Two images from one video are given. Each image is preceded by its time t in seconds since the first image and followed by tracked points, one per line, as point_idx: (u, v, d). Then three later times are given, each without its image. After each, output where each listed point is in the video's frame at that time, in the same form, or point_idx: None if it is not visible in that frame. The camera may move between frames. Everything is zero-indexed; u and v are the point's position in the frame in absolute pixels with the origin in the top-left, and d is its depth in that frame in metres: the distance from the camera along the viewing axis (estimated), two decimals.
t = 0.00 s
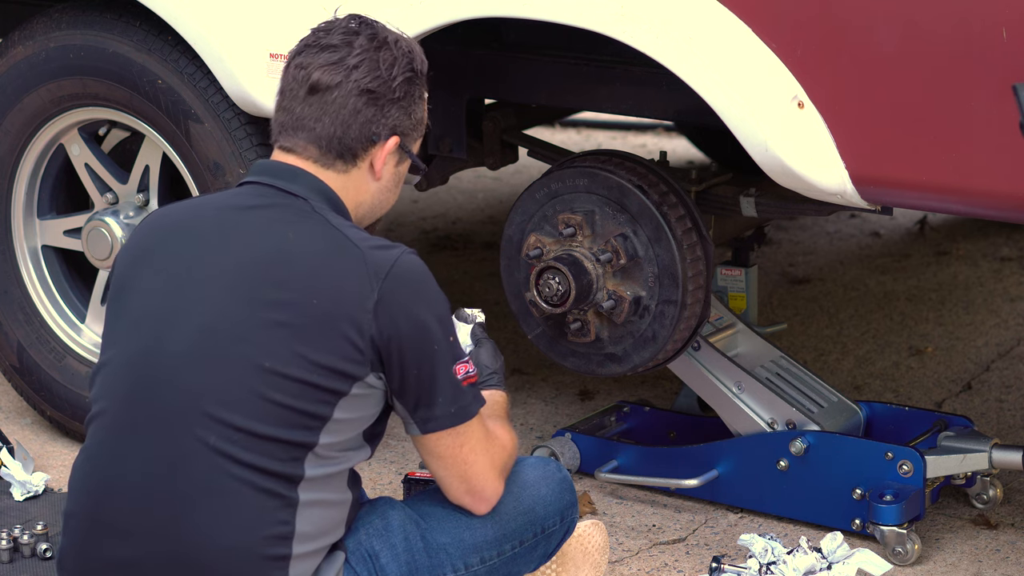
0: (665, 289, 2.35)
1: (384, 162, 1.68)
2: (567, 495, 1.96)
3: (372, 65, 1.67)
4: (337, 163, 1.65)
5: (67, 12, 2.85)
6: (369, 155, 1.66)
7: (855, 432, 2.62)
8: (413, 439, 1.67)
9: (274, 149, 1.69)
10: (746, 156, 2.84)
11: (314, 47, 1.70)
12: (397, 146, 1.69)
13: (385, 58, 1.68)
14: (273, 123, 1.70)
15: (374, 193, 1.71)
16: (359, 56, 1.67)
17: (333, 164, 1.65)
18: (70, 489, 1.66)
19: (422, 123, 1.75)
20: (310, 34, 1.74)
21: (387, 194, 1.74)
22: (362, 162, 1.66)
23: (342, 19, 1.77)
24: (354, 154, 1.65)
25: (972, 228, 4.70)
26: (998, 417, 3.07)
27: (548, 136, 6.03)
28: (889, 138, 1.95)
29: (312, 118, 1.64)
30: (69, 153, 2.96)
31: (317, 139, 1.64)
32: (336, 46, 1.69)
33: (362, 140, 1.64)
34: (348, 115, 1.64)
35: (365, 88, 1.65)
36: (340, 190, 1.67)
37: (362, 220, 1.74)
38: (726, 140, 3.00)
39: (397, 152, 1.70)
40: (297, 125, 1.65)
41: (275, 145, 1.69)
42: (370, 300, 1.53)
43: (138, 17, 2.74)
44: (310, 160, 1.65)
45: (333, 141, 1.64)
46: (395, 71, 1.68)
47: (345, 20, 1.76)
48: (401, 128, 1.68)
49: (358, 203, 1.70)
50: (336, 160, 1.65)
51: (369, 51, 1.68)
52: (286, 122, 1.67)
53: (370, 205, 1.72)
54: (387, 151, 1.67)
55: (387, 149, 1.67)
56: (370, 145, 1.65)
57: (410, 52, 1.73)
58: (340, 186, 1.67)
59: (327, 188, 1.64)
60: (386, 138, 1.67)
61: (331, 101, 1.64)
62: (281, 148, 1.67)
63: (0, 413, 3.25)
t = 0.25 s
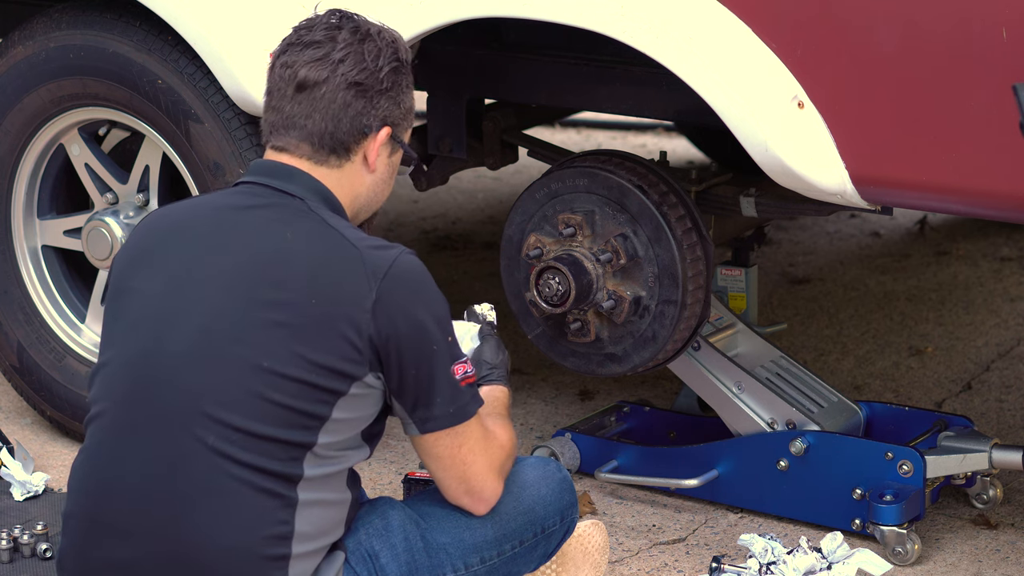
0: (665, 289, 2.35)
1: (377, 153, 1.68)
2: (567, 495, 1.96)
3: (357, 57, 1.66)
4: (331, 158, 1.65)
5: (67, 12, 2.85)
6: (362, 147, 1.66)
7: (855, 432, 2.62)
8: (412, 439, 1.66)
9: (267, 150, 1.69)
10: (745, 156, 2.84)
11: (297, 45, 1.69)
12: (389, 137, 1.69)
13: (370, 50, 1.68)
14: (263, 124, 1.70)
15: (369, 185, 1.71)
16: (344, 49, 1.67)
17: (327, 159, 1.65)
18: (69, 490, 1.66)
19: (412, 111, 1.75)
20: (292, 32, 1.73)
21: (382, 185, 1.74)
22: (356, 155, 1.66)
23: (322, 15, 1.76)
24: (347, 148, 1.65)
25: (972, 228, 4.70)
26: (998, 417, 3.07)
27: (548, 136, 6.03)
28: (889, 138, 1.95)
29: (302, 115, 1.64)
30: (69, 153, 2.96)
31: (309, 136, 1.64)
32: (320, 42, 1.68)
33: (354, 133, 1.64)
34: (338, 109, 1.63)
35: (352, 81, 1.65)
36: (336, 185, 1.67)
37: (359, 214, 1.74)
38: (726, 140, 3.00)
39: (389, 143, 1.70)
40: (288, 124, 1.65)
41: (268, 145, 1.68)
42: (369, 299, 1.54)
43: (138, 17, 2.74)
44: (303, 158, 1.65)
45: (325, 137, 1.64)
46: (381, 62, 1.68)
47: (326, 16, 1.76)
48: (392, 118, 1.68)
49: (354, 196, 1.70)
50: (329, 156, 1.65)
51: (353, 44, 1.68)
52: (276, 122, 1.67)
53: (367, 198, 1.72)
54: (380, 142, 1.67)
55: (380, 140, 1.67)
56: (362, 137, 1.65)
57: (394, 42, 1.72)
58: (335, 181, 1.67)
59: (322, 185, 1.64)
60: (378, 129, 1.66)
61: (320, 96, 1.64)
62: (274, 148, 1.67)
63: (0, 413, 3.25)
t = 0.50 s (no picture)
0: (665, 289, 2.35)
1: (372, 146, 1.69)
2: (567, 495, 1.96)
3: (344, 51, 1.67)
4: (325, 154, 1.65)
5: (67, 12, 2.85)
6: (356, 141, 1.66)
7: (855, 432, 2.62)
8: (412, 439, 1.66)
9: (261, 151, 1.69)
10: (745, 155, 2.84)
11: (283, 44, 1.69)
12: (383, 128, 1.69)
13: (356, 43, 1.68)
14: (256, 126, 1.70)
15: (365, 180, 1.71)
16: (330, 45, 1.67)
17: (322, 156, 1.65)
18: (69, 490, 1.66)
19: (404, 102, 1.75)
20: (278, 33, 1.73)
21: (380, 179, 1.74)
22: (349, 150, 1.66)
23: (305, 13, 1.77)
24: (341, 144, 1.65)
25: (972, 228, 4.70)
26: (998, 417, 3.07)
27: (548, 136, 6.03)
28: (888, 137, 1.95)
29: (293, 114, 1.64)
30: (69, 153, 2.96)
31: (302, 134, 1.64)
32: (305, 39, 1.69)
33: (346, 127, 1.64)
34: (328, 105, 1.63)
35: (340, 76, 1.65)
36: (332, 180, 1.67)
37: (359, 209, 1.73)
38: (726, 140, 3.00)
39: (383, 135, 1.70)
40: (279, 123, 1.65)
41: (262, 146, 1.69)
42: (369, 299, 1.54)
43: (138, 17, 2.74)
44: (297, 157, 1.65)
45: (318, 133, 1.64)
46: (368, 54, 1.68)
47: (309, 13, 1.76)
48: (383, 109, 1.68)
49: (352, 191, 1.69)
50: (323, 152, 1.65)
51: (338, 38, 1.68)
52: (268, 123, 1.67)
53: (364, 193, 1.72)
54: (373, 134, 1.67)
55: (373, 132, 1.67)
56: (355, 131, 1.65)
57: (379, 33, 1.72)
58: (330, 177, 1.67)
59: (316, 182, 1.65)
60: (371, 121, 1.67)
61: (309, 93, 1.64)
62: (269, 148, 1.67)
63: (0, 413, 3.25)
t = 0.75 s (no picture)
0: (665, 289, 2.35)
1: (371, 144, 1.69)
2: (567, 495, 1.96)
3: (340, 50, 1.67)
4: (324, 154, 1.65)
5: (68, 12, 2.85)
6: (355, 139, 1.67)
7: (855, 432, 2.62)
8: (411, 440, 1.67)
9: (260, 151, 1.69)
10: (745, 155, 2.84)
11: (280, 45, 1.70)
12: (381, 126, 1.70)
13: (352, 42, 1.69)
14: (254, 127, 1.70)
15: (364, 178, 1.71)
16: (326, 44, 1.67)
17: (321, 156, 1.65)
18: (69, 491, 1.66)
19: (401, 100, 1.76)
20: (273, 33, 1.73)
21: (378, 176, 1.75)
22: (348, 148, 1.67)
23: (300, 14, 1.77)
24: (340, 143, 1.65)
25: (972, 228, 4.70)
26: (998, 417, 3.07)
27: (548, 136, 6.03)
28: (888, 137, 1.95)
29: (291, 114, 1.64)
30: (69, 153, 2.96)
31: (301, 134, 1.64)
32: (301, 39, 1.68)
33: (345, 126, 1.65)
34: (326, 104, 1.63)
35: (338, 74, 1.65)
36: (332, 179, 1.67)
37: (358, 207, 1.74)
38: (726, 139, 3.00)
39: (382, 132, 1.71)
40: (278, 123, 1.65)
41: (261, 147, 1.68)
42: (368, 300, 1.54)
43: (138, 17, 2.74)
44: (297, 157, 1.65)
45: (317, 132, 1.64)
46: (364, 53, 1.68)
47: (304, 14, 1.76)
48: (381, 107, 1.69)
49: (351, 189, 1.70)
50: (322, 151, 1.65)
51: (335, 37, 1.68)
52: (266, 123, 1.67)
53: (363, 190, 1.72)
54: (372, 131, 1.68)
55: (372, 130, 1.68)
56: (354, 129, 1.66)
57: (375, 32, 1.73)
58: (330, 176, 1.67)
59: (316, 182, 1.64)
60: (369, 120, 1.67)
61: (307, 92, 1.64)
62: (267, 148, 1.67)
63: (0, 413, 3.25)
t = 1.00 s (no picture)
0: (665, 289, 2.35)
1: (372, 144, 1.69)
2: (567, 495, 1.96)
3: (341, 50, 1.67)
4: (325, 154, 1.65)
5: (68, 12, 2.85)
6: (356, 140, 1.67)
7: (855, 432, 2.62)
8: (412, 440, 1.67)
9: (260, 151, 1.69)
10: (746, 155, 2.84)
11: (280, 45, 1.69)
12: (382, 126, 1.70)
13: (353, 43, 1.68)
14: (255, 127, 1.70)
15: (365, 178, 1.71)
16: (327, 45, 1.67)
17: (321, 156, 1.65)
18: (68, 491, 1.66)
19: (403, 100, 1.76)
20: (275, 34, 1.73)
21: (379, 177, 1.75)
22: (349, 149, 1.67)
23: (301, 14, 1.76)
24: (340, 143, 1.65)
25: (972, 228, 4.70)
26: (998, 417, 3.07)
27: (548, 136, 6.03)
28: (888, 137, 1.95)
29: (292, 114, 1.64)
30: (69, 153, 2.96)
31: (301, 135, 1.64)
32: (302, 40, 1.68)
33: (346, 126, 1.65)
34: (327, 104, 1.63)
35: (338, 75, 1.65)
36: (333, 179, 1.67)
37: (359, 207, 1.74)
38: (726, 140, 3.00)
39: (383, 133, 1.71)
40: (279, 124, 1.66)
41: (262, 147, 1.69)
42: (368, 300, 1.54)
43: (138, 17, 2.74)
44: (297, 157, 1.65)
45: (317, 133, 1.64)
46: (365, 53, 1.68)
47: (305, 14, 1.76)
48: (382, 108, 1.69)
49: (352, 189, 1.70)
50: (323, 152, 1.65)
51: (335, 38, 1.68)
52: (267, 124, 1.67)
53: (364, 191, 1.72)
54: (373, 132, 1.68)
55: (373, 131, 1.68)
56: (355, 130, 1.66)
57: (376, 33, 1.73)
58: (331, 176, 1.67)
59: (317, 182, 1.65)
60: (370, 120, 1.67)
61: (307, 93, 1.64)
62: (267, 149, 1.67)
63: None
